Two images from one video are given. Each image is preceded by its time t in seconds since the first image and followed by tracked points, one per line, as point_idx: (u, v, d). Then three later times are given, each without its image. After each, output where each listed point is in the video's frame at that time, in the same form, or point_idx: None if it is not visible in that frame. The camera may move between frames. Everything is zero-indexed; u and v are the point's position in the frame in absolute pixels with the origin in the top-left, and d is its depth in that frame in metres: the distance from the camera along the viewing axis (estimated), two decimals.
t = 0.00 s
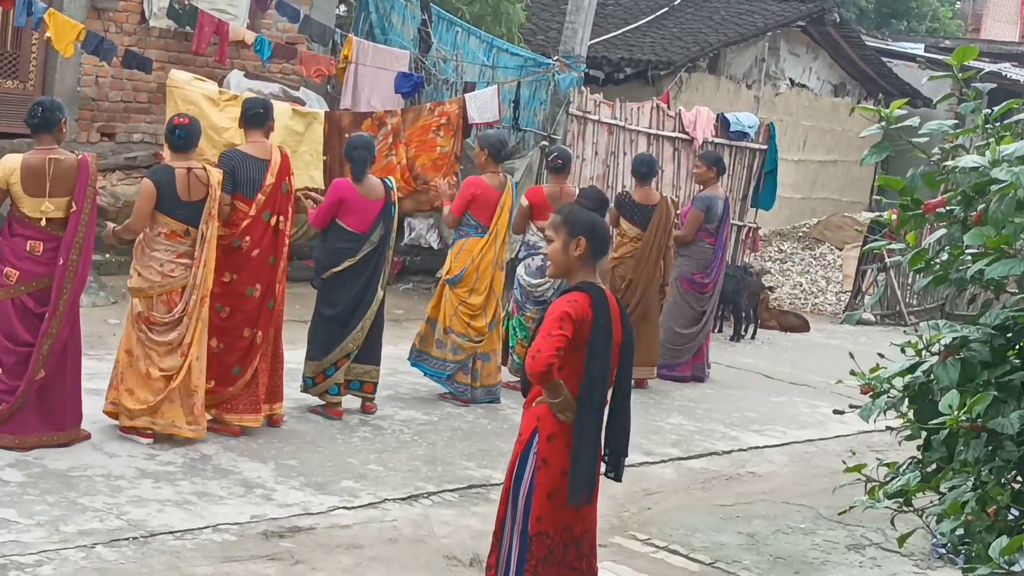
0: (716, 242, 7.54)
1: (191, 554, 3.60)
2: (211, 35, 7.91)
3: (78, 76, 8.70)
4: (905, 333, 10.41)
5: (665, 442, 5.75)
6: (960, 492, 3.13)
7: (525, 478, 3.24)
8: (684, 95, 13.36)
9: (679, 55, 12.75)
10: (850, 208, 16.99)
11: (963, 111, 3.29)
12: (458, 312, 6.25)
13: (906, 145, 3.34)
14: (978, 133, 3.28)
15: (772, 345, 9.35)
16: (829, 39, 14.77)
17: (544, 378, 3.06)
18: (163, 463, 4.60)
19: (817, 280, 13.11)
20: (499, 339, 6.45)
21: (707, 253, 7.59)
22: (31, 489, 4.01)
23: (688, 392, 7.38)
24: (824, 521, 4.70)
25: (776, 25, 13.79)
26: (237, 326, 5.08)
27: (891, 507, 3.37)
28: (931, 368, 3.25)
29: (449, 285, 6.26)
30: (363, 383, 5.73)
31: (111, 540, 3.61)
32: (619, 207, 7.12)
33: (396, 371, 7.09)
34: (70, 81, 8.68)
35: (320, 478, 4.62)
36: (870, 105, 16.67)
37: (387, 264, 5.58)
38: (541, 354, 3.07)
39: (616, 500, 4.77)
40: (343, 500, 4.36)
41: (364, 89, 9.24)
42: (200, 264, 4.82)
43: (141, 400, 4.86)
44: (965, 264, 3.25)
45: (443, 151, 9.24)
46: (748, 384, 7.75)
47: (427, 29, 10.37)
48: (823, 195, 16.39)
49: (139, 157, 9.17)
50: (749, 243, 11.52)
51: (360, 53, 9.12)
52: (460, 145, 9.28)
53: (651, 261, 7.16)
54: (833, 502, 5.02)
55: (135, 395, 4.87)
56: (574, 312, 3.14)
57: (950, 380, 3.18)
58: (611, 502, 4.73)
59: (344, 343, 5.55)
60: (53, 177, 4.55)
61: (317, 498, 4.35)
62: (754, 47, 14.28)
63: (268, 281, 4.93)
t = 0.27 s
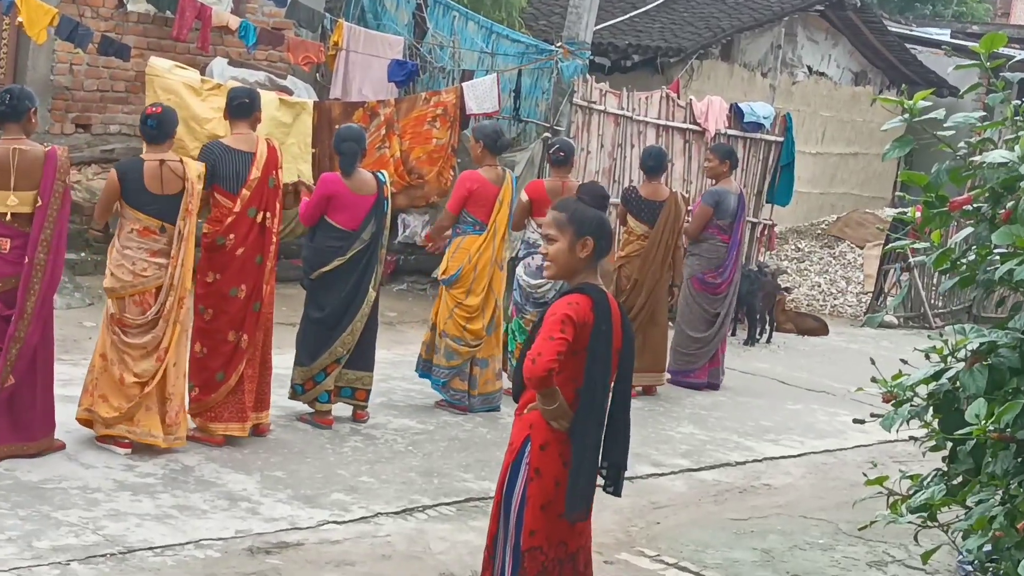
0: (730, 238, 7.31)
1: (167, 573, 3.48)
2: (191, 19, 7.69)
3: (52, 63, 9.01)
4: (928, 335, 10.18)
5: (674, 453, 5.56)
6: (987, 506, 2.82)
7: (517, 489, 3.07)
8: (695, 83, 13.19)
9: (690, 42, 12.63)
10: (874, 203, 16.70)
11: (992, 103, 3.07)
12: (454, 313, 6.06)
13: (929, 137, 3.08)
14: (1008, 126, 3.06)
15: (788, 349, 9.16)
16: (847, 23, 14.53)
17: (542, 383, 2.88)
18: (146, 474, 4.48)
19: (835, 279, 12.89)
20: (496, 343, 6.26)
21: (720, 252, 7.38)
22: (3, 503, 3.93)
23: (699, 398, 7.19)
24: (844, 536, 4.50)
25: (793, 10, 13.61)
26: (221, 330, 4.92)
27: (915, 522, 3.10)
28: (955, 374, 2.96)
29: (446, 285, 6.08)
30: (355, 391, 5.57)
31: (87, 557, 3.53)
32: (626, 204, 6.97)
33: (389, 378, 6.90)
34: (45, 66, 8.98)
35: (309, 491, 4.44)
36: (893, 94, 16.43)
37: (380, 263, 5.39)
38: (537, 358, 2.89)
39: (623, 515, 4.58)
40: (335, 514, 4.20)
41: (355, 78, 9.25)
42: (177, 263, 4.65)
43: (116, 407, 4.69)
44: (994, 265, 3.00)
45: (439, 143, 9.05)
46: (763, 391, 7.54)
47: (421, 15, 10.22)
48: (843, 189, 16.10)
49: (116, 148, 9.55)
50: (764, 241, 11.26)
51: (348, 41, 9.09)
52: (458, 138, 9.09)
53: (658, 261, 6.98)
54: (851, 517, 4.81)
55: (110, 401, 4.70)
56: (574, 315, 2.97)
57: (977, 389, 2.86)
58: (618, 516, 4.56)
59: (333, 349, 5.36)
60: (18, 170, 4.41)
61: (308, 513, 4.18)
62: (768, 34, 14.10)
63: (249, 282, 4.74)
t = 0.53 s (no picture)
0: (732, 239, 7.28)
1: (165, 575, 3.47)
2: (191, 18, 7.66)
3: (51, 62, 9.02)
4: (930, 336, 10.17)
5: (675, 455, 5.55)
6: (990, 508, 2.78)
7: (501, 489, 3.07)
8: (696, 83, 13.19)
9: (691, 41, 12.64)
10: (876, 203, 16.70)
11: (994, 103, 3.05)
12: (453, 313, 6.05)
13: (930, 138, 3.07)
14: (1010, 126, 3.04)
15: (789, 349, 9.16)
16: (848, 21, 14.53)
17: (534, 385, 2.87)
18: (145, 475, 4.46)
19: (837, 280, 12.88)
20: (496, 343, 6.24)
21: (723, 252, 7.35)
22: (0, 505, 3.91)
23: (700, 399, 7.18)
24: (845, 538, 4.49)
25: (794, 9, 13.62)
26: (214, 331, 4.90)
27: (917, 524, 3.06)
28: (958, 376, 2.93)
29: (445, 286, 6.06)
30: (356, 393, 5.55)
31: (86, 560, 3.51)
32: (627, 204, 6.97)
33: (391, 378, 6.89)
34: (44, 66, 9.00)
35: (308, 492, 4.42)
36: (895, 94, 16.43)
37: (380, 264, 5.37)
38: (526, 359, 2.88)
39: (624, 516, 4.57)
40: (336, 516, 4.18)
41: (355, 77, 9.23)
42: (164, 263, 4.61)
43: (108, 409, 4.69)
44: (996, 267, 2.98)
45: (438, 143, 9.04)
46: (765, 392, 7.53)
47: (421, 15, 10.16)
48: (844, 189, 16.07)
49: (115, 149, 9.55)
50: (766, 240, 11.22)
51: (348, 40, 9.07)
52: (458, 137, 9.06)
53: (660, 262, 6.96)
54: (853, 519, 4.79)
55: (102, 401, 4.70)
56: (566, 317, 2.97)
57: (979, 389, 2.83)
58: (619, 518, 4.54)
59: (332, 350, 5.35)
60: (9, 168, 4.43)
61: (308, 514, 4.17)
62: (770, 33, 14.08)
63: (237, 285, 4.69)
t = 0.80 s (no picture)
0: (737, 239, 7.31)
1: None
2: (194, 19, 7.66)
3: (54, 62, 9.08)
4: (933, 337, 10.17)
5: (678, 455, 5.55)
6: (992, 509, 2.78)
7: (491, 491, 3.07)
8: (698, 83, 13.20)
9: (695, 41, 12.66)
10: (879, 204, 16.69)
11: (997, 104, 3.05)
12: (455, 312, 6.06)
13: (932, 140, 3.07)
14: (1012, 128, 3.04)
15: (792, 350, 9.17)
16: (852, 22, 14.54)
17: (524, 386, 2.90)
18: (148, 476, 4.46)
19: (840, 281, 12.88)
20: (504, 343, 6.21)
21: (727, 252, 7.37)
22: (4, 505, 3.92)
23: (702, 399, 7.18)
24: (848, 538, 4.49)
25: (798, 9, 13.63)
26: (220, 331, 4.91)
27: (919, 525, 3.06)
28: (960, 377, 2.93)
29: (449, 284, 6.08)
30: (369, 394, 5.54)
31: (89, 560, 3.52)
32: (637, 207, 6.99)
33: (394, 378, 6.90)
34: (47, 66, 9.07)
35: (311, 493, 4.43)
36: (897, 94, 16.42)
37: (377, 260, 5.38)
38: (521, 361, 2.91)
39: (626, 517, 4.57)
40: (339, 516, 4.19)
41: (358, 78, 9.28)
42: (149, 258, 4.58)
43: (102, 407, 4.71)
44: (998, 268, 2.98)
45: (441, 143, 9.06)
46: (769, 393, 7.54)
47: (425, 15, 10.22)
48: (847, 190, 16.08)
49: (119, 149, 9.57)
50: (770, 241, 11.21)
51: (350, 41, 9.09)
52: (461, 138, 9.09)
53: (668, 264, 6.98)
54: (855, 519, 4.80)
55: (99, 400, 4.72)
56: (559, 319, 2.98)
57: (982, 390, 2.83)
58: (622, 519, 4.54)
59: (330, 347, 5.35)
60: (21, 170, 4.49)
61: (311, 514, 4.18)
62: (773, 34, 14.10)
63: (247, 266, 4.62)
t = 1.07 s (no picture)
0: (749, 241, 7.31)
1: None
2: (199, 20, 7.66)
3: (59, 63, 9.15)
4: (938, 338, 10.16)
5: (683, 456, 5.55)
6: (997, 510, 2.77)
7: (486, 496, 3.06)
8: (703, 84, 13.19)
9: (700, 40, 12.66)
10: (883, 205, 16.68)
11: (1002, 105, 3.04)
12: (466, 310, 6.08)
13: (936, 141, 3.05)
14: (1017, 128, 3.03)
15: (796, 351, 9.17)
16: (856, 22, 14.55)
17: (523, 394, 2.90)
18: (152, 476, 4.46)
19: (845, 282, 12.86)
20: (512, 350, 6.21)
21: (739, 254, 7.38)
22: (8, 505, 3.92)
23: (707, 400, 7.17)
24: (853, 539, 4.49)
25: (802, 9, 13.63)
26: (233, 329, 5.01)
27: (924, 526, 3.05)
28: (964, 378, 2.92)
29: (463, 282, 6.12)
30: (378, 397, 5.61)
31: (94, 560, 3.52)
32: (656, 210, 6.99)
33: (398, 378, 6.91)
34: (52, 66, 9.14)
35: (316, 493, 4.43)
36: (902, 95, 16.40)
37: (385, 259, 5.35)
38: (520, 367, 2.92)
39: (631, 518, 4.57)
40: (343, 517, 4.19)
41: (362, 77, 9.27)
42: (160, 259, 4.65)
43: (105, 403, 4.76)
44: (1002, 268, 2.97)
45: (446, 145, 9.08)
46: (774, 394, 7.53)
47: (429, 15, 10.21)
48: (851, 191, 16.06)
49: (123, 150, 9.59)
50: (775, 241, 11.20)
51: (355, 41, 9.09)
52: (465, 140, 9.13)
53: (684, 266, 6.99)
54: (859, 520, 4.79)
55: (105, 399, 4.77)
56: (555, 325, 2.98)
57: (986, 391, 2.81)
58: (626, 519, 4.54)
59: (336, 346, 5.37)
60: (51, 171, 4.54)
61: (315, 515, 4.18)
62: (777, 34, 14.10)
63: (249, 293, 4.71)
